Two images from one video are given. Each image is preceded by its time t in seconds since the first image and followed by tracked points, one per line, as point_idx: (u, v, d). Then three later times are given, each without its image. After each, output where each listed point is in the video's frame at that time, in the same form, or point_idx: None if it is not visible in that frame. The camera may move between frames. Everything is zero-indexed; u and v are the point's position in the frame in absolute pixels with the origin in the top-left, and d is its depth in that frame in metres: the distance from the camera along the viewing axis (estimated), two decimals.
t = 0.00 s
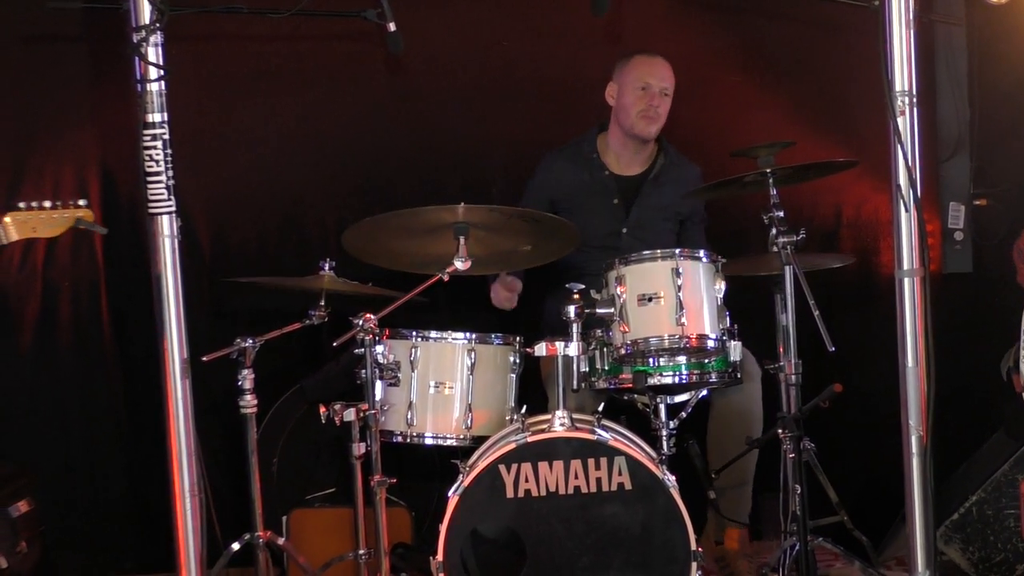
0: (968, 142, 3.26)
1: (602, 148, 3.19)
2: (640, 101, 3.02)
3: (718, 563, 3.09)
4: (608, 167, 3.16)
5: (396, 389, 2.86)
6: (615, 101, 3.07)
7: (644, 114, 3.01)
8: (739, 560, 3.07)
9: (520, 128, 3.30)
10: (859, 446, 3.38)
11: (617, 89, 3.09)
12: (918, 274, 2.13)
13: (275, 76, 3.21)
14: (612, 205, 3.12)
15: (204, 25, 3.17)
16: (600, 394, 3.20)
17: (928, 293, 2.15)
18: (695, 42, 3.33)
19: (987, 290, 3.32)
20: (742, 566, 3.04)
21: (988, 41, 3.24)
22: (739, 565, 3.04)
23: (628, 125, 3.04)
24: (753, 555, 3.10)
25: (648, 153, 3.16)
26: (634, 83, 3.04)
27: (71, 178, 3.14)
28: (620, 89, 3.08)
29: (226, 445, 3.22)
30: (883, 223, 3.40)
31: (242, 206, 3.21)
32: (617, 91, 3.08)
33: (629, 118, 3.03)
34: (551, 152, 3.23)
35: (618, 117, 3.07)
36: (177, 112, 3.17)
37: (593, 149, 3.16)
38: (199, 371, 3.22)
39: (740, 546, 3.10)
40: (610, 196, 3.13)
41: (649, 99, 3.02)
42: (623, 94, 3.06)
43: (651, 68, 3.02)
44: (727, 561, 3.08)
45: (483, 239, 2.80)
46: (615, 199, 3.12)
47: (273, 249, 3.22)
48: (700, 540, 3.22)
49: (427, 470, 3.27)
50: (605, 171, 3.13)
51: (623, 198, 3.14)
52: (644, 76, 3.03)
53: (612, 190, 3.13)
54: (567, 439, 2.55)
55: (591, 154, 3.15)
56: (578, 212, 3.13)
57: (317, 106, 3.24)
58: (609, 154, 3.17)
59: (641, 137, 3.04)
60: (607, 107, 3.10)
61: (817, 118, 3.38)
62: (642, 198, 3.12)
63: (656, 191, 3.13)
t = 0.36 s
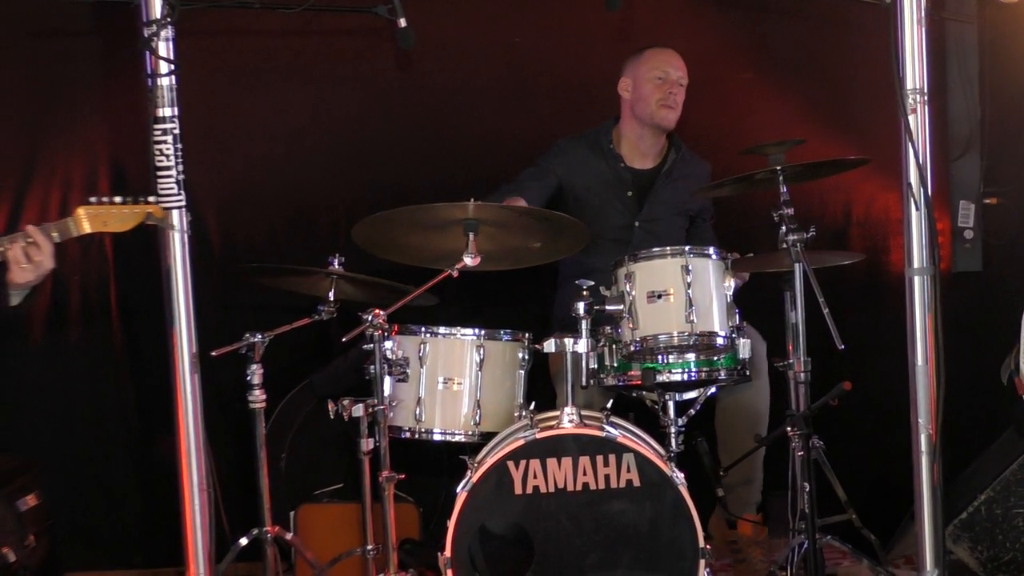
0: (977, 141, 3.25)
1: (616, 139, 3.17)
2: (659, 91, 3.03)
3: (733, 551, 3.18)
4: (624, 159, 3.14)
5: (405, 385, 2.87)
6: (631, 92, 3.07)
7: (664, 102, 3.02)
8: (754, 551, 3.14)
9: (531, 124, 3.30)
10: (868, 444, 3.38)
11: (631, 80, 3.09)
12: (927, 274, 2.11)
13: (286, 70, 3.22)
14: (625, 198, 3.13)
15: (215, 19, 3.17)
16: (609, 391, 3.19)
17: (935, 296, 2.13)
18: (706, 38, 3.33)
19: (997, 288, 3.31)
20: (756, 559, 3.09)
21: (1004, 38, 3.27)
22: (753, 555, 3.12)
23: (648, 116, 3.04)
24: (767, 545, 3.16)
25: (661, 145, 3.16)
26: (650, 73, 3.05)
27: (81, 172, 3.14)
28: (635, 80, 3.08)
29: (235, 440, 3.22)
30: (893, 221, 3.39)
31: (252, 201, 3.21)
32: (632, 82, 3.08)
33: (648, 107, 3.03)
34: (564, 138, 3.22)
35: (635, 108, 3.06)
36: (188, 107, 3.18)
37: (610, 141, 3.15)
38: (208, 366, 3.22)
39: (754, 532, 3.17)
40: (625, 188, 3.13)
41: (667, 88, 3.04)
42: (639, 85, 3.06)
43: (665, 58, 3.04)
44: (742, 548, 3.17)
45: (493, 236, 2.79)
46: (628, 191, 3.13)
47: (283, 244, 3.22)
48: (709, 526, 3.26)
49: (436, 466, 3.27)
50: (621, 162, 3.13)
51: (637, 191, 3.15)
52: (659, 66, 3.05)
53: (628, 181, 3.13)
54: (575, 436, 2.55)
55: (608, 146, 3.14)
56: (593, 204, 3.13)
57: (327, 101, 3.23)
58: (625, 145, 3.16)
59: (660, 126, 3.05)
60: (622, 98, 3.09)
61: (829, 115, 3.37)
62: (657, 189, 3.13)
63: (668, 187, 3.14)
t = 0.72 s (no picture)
0: (989, 138, 3.26)
1: (626, 134, 3.16)
2: (680, 100, 3.01)
3: (740, 559, 3.10)
4: (632, 151, 3.14)
5: (415, 379, 2.87)
6: (652, 97, 3.03)
7: (686, 112, 3.02)
8: (758, 554, 3.07)
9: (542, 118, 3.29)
10: (879, 443, 3.37)
11: (652, 81, 3.04)
12: (939, 270, 2.07)
13: (297, 64, 3.21)
14: (636, 189, 3.12)
15: (226, 12, 3.17)
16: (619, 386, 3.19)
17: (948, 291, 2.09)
18: (719, 34, 3.32)
19: (1009, 285, 3.30)
20: (759, 561, 3.05)
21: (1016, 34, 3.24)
22: (757, 559, 3.05)
23: (668, 123, 3.03)
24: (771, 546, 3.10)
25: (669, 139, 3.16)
26: (672, 79, 3.01)
27: (92, 165, 3.15)
28: (657, 83, 3.03)
29: (246, 434, 3.22)
30: (904, 219, 3.39)
31: (262, 195, 3.21)
32: (652, 83, 3.04)
33: (664, 114, 3.03)
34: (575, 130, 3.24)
35: (654, 113, 3.04)
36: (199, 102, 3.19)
37: (619, 134, 3.15)
38: (218, 359, 3.22)
39: (757, 534, 3.09)
40: (635, 179, 3.13)
41: (687, 97, 3.02)
42: (659, 89, 3.03)
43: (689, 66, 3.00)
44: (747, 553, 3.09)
45: (503, 231, 2.79)
46: (639, 183, 3.12)
47: (293, 238, 3.22)
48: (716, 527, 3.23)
49: (446, 461, 3.26)
50: (630, 154, 3.13)
51: (647, 182, 3.14)
52: (683, 73, 3.01)
53: (637, 172, 3.13)
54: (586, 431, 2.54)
55: (618, 140, 3.14)
56: (601, 196, 3.13)
57: (338, 95, 3.23)
58: (634, 138, 3.15)
59: (673, 132, 3.06)
60: (639, 97, 3.05)
61: (840, 112, 3.37)
62: (664, 182, 3.11)
63: (678, 177, 3.13)
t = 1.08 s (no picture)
0: (1000, 133, 3.25)
1: (639, 135, 3.15)
2: (693, 106, 2.99)
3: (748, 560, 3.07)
4: (645, 152, 3.14)
5: (425, 376, 2.86)
6: (665, 104, 3.01)
7: (699, 117, 3.01)
8: (766, 554, 3.07)
9: (552, 114, 3.29)
10: (889, 439, 3.37)
11: (665, 88, 3.02)
12: (950, 266, 2.05)
13: (306, 61, 3.22)
14: (647, 190, 3.12)
15: (236, 10, 3.19)
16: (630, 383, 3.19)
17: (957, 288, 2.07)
18: (728, 30, 3.32)
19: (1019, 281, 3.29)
20: (768, 562, 3.04)
21: None
22: (765, 559, 3.05)
23: (681, 128, 3.02)
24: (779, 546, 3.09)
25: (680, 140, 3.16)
26: (684, 85, 2.99)
27: (104, 162, 3.18)
28: (670, 90, 3.01)
29: (256, 432, 3.22)
30: (915, 215, 3.36)
31: (273, 192, 3.22)
32: (664, 89, 3.02)
33: (677, 120, 3.02)
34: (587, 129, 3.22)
35: (667, 119, 3.03)
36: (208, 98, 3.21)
37: (632, 134, 3.14)
38: (229, 356, 3.23)
39: (764, 535, 3.08)
40: (646, 179, 3.12)
41: (700, 102, 3.00)
42: (671, 95, 3.01)
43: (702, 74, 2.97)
44: (755, 554, 3.07)
45: (512, 228, 2.79)
46: (650, 184, 3.12)
47: (304, 236, 3.23)
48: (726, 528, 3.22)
49: (456, 458, 3.26)
50: (642, 154, 3.13)
51: (658, 183, 3.13)
52: (694, 79, 2.98)
53: (650, 173, 3.12)
54: (596, 428, 2.54)
55: (630, 140, 3.13)
56: (613, 196, 3.12)
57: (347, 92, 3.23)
58: (648, 141, 3.14)
59: (686, 137, 3.05)
60: (652, 102, 3.04)
61: (851, 108, 3.35)
62: (675, 183, 3.11)
63: (688, 178, 3.13)
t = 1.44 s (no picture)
0: (1008, 128, 3.24)
1: (642, 127, 3.16)
2: (679, 79, 3.01)
3: (761, 539, 3.13)
4: (649, 146, 3.13)
5: (433, 373, 2.86)
6: (652, 83, 3.05)
7: (687, 90, 3.02)
8: (780, 539, 3.11)
9: (559, 110, 3.28)
10: (897, 435, 3.37)
11: (650, 68, 3.07)
12: (958, 262, 2.02)
13: (312, 58, 3.23)
14: (654, 184, 3.11)
15: (243, 9, 3.21)
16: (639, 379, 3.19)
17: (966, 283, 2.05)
18: (734, 25, 3.32)
19: None
20: (782, 548, 3.09)
21: None
22: (780, 542, 3.09)
23: (672, 104, 3.03)
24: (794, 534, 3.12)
25: (684, 135, 3.16)
26: (666, 61, 3.03)
27: (112, 162, 3.20)
28: (654, 69, 3.05)
29: (265, 429, 3.23)
30: (922, 210, 3.36)
31: (280, 191, 3.24)
32: (650, 70, 3.07)
33: (667, 95, 3.02)
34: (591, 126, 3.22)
35: (658, 98, 3.05)
36: (216, 96, 3.23)
37: (635, 128, 3.14)
38: (237, 354, 3.23)
39: (782, 521, 3.12)
40: (653, 174, 3.11)
41: (685, 74, 3.02)
42: (656, 74, 3.05)
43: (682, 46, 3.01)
44: (769, 535, 3.12)
45: (520, 226, 2.78)
46: (656, 177, 3.11)
47: (312, 233, 3.24)
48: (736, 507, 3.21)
49: (465, 455, 3.26)
50: (647, 149, 3.11)
51: (665, 177, 3.13)
52: (674, 52, 3.03)
53: (656, 167, 3.12)
54: (604, 425, 2.54)
55: (634, 135, 3.13)
56: (619, 190, 3.11)
57: (354, 89, 3.24)
58: (651, 130, 3.14)
59: (682, 111, 3.04)
60: (642, 87, 3.08)
61: (858, 103, 3.35)
62: (681, 176, 3.11)
63: (695, 173, 3.12)
